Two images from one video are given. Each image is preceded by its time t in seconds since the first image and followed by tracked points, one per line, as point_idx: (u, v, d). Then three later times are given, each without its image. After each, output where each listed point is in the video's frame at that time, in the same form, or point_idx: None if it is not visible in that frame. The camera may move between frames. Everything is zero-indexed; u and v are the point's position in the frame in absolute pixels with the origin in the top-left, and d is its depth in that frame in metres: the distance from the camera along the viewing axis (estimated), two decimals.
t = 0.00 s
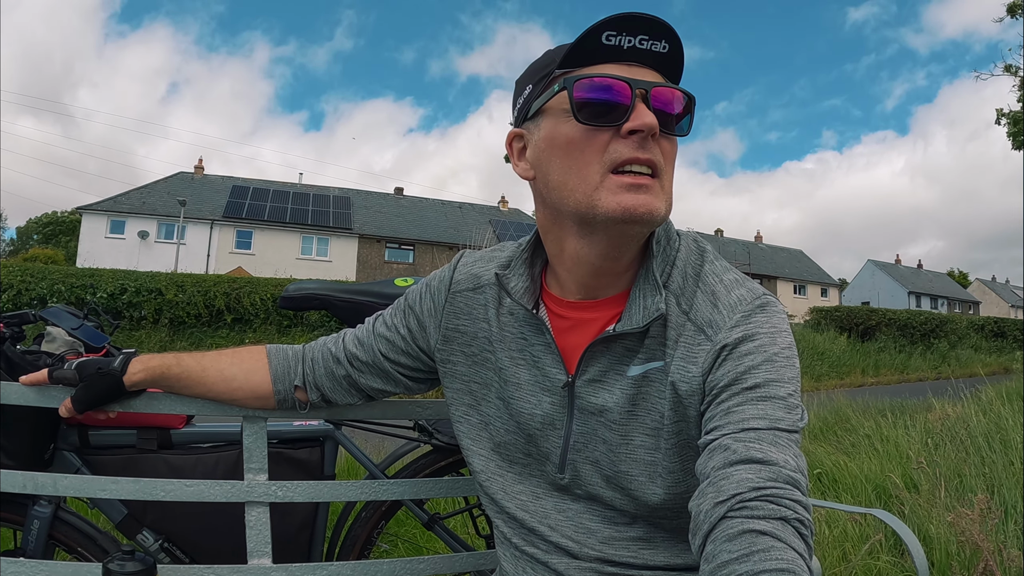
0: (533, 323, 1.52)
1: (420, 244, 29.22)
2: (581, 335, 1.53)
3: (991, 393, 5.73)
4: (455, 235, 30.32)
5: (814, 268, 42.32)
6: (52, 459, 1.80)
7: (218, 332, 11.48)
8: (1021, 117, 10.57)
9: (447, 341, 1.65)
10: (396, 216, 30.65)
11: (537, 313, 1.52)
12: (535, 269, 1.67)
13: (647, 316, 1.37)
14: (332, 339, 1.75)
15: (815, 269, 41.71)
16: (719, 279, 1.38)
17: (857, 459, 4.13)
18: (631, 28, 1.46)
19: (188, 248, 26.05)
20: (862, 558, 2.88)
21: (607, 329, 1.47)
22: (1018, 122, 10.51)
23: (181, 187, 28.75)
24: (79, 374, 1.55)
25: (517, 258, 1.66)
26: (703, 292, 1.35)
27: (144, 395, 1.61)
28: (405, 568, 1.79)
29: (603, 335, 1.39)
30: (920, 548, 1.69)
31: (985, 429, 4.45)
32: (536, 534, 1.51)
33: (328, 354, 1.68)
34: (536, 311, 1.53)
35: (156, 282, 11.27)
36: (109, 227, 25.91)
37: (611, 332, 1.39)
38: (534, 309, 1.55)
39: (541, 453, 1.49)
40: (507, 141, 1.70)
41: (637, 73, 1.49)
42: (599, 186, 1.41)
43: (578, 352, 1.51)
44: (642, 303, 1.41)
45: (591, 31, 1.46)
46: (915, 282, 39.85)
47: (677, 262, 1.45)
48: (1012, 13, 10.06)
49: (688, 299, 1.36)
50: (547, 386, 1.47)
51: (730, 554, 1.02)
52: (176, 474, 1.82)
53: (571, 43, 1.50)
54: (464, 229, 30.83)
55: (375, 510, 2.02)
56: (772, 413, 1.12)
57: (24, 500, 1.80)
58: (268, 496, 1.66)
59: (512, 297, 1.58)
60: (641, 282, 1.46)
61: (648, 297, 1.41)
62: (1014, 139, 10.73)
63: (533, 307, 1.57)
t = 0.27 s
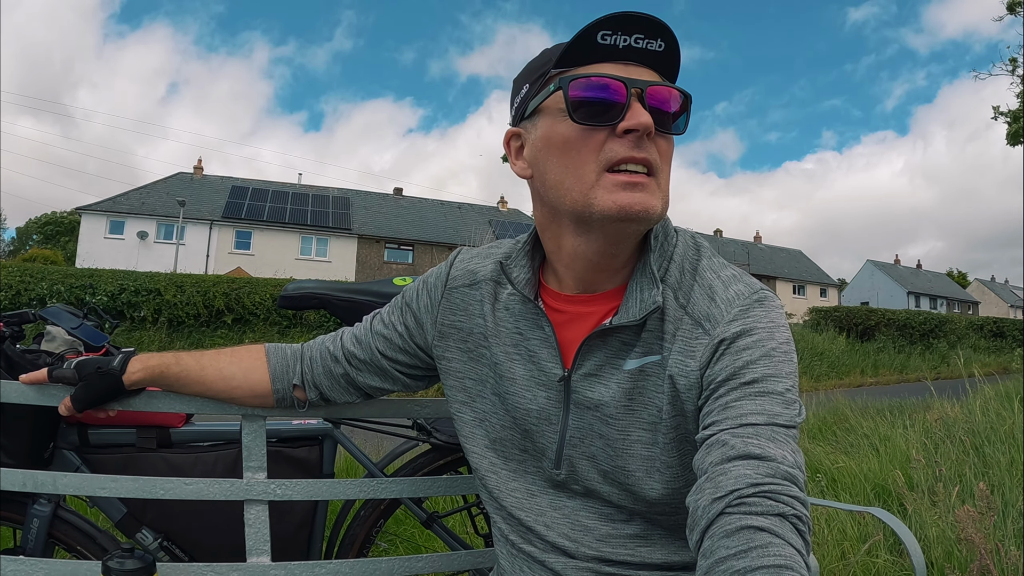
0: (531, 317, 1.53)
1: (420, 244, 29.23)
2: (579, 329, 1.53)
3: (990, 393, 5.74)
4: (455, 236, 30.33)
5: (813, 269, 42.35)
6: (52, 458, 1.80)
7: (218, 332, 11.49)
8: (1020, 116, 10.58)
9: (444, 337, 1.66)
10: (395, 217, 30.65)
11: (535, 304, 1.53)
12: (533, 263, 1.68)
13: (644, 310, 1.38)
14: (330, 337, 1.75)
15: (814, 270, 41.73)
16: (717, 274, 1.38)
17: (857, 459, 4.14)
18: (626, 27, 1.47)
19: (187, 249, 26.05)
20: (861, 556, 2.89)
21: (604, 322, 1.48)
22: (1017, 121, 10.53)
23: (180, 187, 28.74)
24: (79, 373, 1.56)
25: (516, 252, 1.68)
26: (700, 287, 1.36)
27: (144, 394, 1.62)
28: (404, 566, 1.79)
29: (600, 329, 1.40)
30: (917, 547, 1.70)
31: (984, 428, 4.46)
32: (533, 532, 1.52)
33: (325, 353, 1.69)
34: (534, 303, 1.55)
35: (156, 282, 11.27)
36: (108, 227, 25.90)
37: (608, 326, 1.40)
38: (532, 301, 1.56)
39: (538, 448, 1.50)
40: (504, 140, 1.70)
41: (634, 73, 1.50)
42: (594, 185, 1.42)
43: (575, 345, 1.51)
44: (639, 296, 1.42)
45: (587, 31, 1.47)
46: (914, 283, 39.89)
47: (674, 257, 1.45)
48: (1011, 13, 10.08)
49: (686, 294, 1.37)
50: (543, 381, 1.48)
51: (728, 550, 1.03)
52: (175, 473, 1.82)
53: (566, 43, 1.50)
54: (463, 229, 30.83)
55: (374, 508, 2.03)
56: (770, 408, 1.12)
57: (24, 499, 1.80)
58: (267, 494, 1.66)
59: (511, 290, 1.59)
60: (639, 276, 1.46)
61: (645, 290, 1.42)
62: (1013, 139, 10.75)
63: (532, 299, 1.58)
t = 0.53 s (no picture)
0: (527, 313, 1.54)
1: (420, 244, 29.22)
2: (574, 325, 1.54)
3: (989, 393, 5.75)
4: (454, 236, 30.33)
5: (813, 269, 42.37)
6: (51, 457, 1.80)
7: (217, 333, 11.49)
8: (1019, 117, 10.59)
9: (440, 334, 1.67)
10: (395, 217, 30.65)
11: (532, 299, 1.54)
12: (530, 259, 1.68)
13: (639, 306, 1.38)
14: (328, 335, 1.76)
15: (813, 270, 41.74)
16: (713, 271, 1.39)
17: (856, 459, 4.15)
18: (616, 26, 1.47)
19: (187, 249, 26.04)
20: (859, 556, 2.90)
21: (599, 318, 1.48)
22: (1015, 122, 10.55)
23: (179, 187, 28.74)
24: (77, 372, 1.56)
25: (512, 249, 1.69)
26: (696, 283, 1.37)
27: (143, 393, 1.62)
28: (402, 565, 1.80)
29: (595, 324, 1.40)
30: (914, 545, 1.70)
31: (983, 428, 4.46)
32: (529, 530, 1.52)
33: (323, 351, 1.69)
34: (528, 300, 1.55)
35: (155, 282, 11.26)
36: (107, 228, 25.89)
37: (602, 321, 1.40)
38: (527, 297, 1.57)
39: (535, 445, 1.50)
40: (499, 140, 1.71)
41: (628, 73, 1.51)
42: (586, 185, 1.42)
43: (570, 340, 1.51)
44: (634, 293, 1.42)
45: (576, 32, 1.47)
46: (913, 283, 39.92)
47: (670, 253, 1.46)
48: (1010, 14, 10.09)
49: (682, 290, 1.37)
50: (539, 377, 1.48)
51: (724, 547, 1.03)
52: (174, 472, 1.83)
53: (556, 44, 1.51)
54: (463, 229, 30.84)
55: (372, 508, 2.03)
56: (766, 405, 1.13)
57: (23, 498, 1.80)
58: (265, 493, 1.67)
59: (506, 286, 1.60)
60: (633, 271, 1.47)
61: (640, 286, 1.42)
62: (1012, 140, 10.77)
63: (528, 295, 1.59)
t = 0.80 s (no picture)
0: (532, 315, 1.55)
1: (419, 244, 29.22)
2: (578, 328, 1.53)
3: (989, 393, 5.75)
4: (454, 236, 30.32)
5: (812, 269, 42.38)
6: (51, 459, 1.79)
7: (217, 333, 11.47)
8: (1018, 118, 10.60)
9: (443, 336, 1.66)
10: (394, 217, 30.64)
11: (538, 302, 1.54)
12: (540, 260, 1.67)
13: (645, 312, 1.37)
14: (330, 337, 1.75)
15: (813, 270, 41.75)
16: (718, 275, 1.38)
17: (857, 459, 4.14)
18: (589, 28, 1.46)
19: (186, 249, 26.02)
20: (861, 557, 2.89)
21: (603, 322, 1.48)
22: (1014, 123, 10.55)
23: (178, 188, 28.72)
24: (78, 373, 1.55)
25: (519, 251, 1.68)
26: (701, 287, 1.36)
27: (143, 394, 1.61)
28: (404, 567, 1.79)
29: (599, 330, 1.40)
30: (917, 546, 1.70)
31: (983, 428, 4.46)
32: (534, 532, 1.51)
33: (325, 353, 1.68)
34: (537, 302, 1.56)
35: (155, 283, 11.25)
36: (106, 228, 25.87)
37: (607, 326, 1.39)
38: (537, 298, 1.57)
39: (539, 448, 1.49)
40: (500, 145, 1.71)
41: (615, 74, 1.49)
42: (562, 191, 1.43)
43: (576, 344, 1.51)
44: (639, 299, 1.41)
45: (548, 40, 1.49)
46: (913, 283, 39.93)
47: (674, 258, 1.45)
48: (1010, 14, 10.09)
49: (687, 294, 1.36)
50: (543, 380, 1.48)
51: (731, 551, 1.03)
52: (175, 474, 1.82)
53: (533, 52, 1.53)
54: (462, 230, 30.83)
55: (374, 509, 2.02)
56: (772, 408, 1.12)
57: (23, 500, 1.79)
58: (267, 495, 1.66)
59: (510, 290, 1.61)
60: (638, 277, 1.46)
61: (645, 292, 1.41)
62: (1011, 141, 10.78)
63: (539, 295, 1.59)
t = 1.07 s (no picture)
0: (534, 320, 1.55)
1: (419, 245, 29.22)
2: (580, 334, 1.53)
3: (989, 394, 5.75)
4: (453, 237, 30.33)
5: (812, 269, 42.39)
6: (50, 461, 1.79)
7: (216, 334, 11.46)
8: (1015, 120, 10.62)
9: (445, 340, 1.65)
10: (394, 217, 30.63)
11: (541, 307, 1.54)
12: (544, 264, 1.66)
13: (648, 323, 1.36)
14: (331, 340, 1.75)
15: (812, 270, 41.75)
16: (720, 282, 1.38)
17: (856, 459, 4.14)
18: (501, 45, 1.58)
19: (185, 250, 26.01)
20: (861, 557, 2.89)
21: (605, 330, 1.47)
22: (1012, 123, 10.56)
23: (178, 188, 28.70)
24: (77, 376, 1.55)
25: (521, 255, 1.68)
26: (704, 293, 1.35)
27: (143, 397, 1.60)
28: (404, 570, 1.78)
29: (601, 338, 1.39)
30: (918, 548, 1.70)
31: (982, 429, 4.46)
32: (536, 535, 1.51)
33: (325, 355, 1.68)
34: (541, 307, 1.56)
35: (154, 284, 11.23)
36: (106, 228, 25.86)
37: (608, 335, 1.39)
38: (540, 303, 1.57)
39: (541, 452, 1.49)
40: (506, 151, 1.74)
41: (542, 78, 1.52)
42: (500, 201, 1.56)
43: (580, 349, 1.51)
44: (643, 309, 1.40)
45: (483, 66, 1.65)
46: (912, 283, 39.95)
47: (677, 265, 1.45)
48: (1008, 15, 10.11)
49: (689, 300, 1.36)
50: (545, 386, 1.48)
51: (733, 556, 1.02)
52: (175, 476, 1.82)
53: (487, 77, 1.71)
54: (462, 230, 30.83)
55: (374, 511, 2.01)
56: (775, 414, 1.12)
57: (23, 503, 1.79)
58: (267, 498, 1.65)
59: (512, 294, 1.62)
60: (641, 285, 1.45)
61: (648, 302, 1.40)
62: (1010, 141, 10.78)
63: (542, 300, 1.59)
